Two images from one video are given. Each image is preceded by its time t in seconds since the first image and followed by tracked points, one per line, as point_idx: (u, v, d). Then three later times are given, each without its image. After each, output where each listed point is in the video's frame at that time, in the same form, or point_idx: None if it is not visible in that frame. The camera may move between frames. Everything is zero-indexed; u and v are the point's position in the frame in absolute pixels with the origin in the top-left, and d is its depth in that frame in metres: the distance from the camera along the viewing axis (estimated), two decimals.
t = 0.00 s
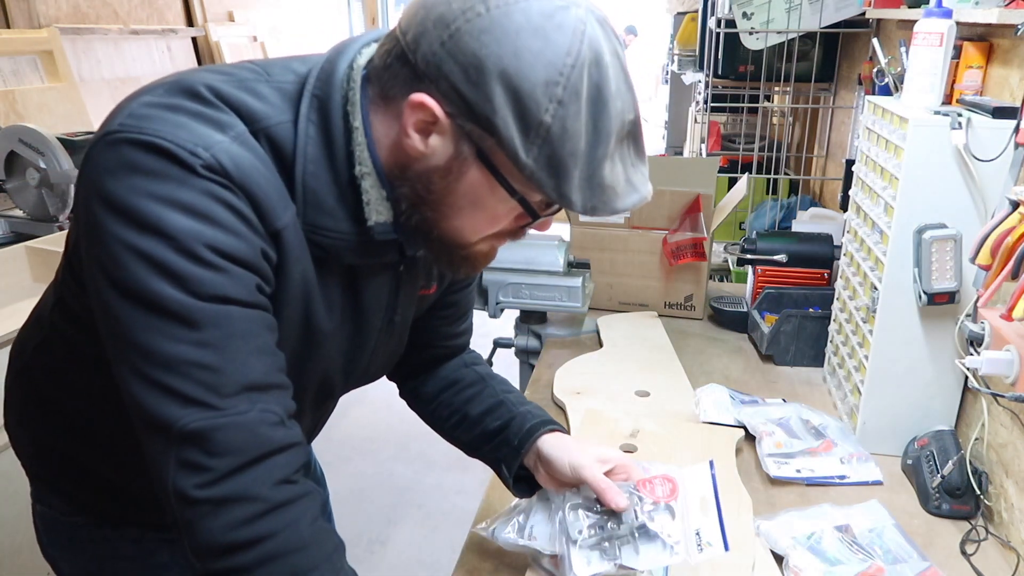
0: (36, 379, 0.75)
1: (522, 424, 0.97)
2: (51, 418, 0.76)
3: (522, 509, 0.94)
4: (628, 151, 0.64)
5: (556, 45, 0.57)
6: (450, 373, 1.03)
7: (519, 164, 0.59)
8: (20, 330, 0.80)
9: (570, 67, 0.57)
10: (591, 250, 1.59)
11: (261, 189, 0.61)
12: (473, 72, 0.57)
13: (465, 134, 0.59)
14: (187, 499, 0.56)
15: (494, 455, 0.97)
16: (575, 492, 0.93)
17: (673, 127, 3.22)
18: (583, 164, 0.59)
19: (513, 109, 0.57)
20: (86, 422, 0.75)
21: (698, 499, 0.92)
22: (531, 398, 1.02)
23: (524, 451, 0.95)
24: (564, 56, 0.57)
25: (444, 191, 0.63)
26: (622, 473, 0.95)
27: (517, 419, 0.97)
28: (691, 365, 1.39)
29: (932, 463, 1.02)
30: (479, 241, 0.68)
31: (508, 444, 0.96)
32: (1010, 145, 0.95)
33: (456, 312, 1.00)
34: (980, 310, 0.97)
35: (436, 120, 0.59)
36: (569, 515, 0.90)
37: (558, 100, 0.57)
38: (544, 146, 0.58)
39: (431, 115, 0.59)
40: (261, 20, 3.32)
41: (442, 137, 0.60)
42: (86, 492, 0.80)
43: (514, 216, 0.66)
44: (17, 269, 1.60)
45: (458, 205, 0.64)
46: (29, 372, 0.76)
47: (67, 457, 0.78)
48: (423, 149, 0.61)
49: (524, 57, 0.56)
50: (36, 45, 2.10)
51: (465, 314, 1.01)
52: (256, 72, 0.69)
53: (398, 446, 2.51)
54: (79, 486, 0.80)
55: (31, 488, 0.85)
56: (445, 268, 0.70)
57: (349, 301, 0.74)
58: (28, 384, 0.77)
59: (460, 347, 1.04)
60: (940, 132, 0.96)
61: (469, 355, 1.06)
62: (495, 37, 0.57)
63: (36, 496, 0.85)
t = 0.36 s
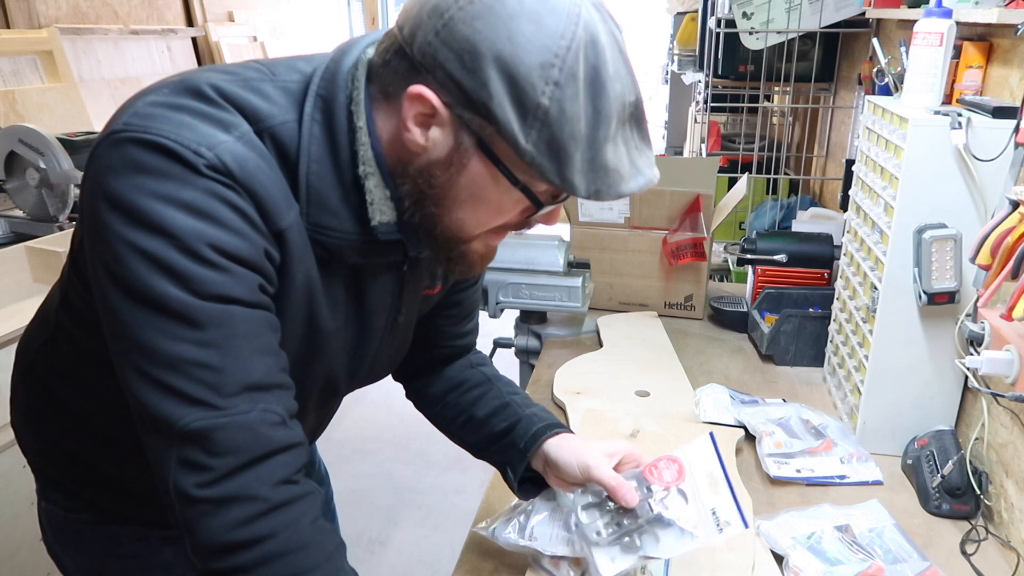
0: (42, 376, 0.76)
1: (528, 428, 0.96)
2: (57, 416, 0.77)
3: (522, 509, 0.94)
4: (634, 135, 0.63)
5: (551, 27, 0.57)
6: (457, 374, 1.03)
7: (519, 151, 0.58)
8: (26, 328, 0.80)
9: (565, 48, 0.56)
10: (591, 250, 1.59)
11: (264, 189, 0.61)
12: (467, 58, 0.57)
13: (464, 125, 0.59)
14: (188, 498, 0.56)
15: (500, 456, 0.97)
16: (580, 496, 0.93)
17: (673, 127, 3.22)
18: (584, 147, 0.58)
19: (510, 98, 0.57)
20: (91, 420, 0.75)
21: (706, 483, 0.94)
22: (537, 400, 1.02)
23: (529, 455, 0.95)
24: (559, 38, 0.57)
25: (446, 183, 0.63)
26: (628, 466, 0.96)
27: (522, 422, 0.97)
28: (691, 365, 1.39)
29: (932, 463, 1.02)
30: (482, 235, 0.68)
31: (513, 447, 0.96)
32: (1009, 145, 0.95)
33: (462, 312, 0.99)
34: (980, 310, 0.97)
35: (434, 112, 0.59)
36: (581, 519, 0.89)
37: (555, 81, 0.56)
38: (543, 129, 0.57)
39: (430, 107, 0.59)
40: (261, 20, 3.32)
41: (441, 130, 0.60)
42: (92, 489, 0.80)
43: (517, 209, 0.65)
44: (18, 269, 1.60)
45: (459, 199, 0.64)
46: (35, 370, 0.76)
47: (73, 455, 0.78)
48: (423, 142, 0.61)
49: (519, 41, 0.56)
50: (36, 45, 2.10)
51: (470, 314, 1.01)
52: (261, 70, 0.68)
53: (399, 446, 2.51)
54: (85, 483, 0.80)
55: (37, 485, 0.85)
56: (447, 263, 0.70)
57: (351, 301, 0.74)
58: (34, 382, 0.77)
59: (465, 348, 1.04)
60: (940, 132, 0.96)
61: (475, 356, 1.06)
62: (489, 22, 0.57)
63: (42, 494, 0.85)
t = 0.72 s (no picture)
0: (37, 375, 0.76)
1: (558, 412, 0.95)
2: (50, 415, 0.77)
3: (521, 509, 0.94)
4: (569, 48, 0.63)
5: None
6: (471, 394, 1.00)
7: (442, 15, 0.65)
8: (22, 326, 0.80)
9: None
10: (591, 250, 1.59)
11: (266, 187, 0.61)
12: None
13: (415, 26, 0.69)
14: (185, 496, 0.56)
15: (540, 457, 0.94)
16: (593, 507, 0.92)
17: (673, 128, 3.23)
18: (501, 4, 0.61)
19: None
20: (85, 419, 0.75)
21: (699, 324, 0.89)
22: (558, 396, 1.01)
23: (568, 437, 0.92)
24: None
25: (393, 79, 0.68)
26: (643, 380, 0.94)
27: (551, 410, 0.95)
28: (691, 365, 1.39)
29: (932, 462, 1.02)
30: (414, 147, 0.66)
31: (548, 436, 0.93)
32: (1010, 145, 0.95)
33: (469, 327, 0.99)
34: (980, 310, 0.97)
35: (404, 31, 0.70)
36: (597, 529, 0.88)
37: None
38: None
39: (403, 28, 0.70)
40: (261, 20, 3.33)
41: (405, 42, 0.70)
42: (80, 487, 0.80)
43: (447, 112, 0.65)
44: (18, 270, 1.60)
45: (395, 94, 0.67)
46: (31, 368, 0.77)
47: (64, 454, 0.78)
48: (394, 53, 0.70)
49: None
50: (36, 45, 2.10)
51: (478, 331, 1.01)
52: (272, 70, 0.70)
53: (399, 446, 2.51)
54: (75, 481, 0.80)
55: (29, 484, 0.85)
56: (371, 188, 0.66)
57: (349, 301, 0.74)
58: (29, 380, 0.77)
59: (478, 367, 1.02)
60: (940, 131, 0.96)
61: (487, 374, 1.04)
62: None
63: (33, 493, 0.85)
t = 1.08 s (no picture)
0: (27, 380, 0.76)
1: (559, 419, 0.95)
2: (40, 420, 0.77)
3: (521, 510, 0.94)
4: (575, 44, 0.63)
5: None
6: (468, 399, 1.00)
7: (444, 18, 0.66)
8: (12, 333, 0.80)
9: None
10: (591, 250, 1.59)
11: (267, 189, 0.61)
12: None
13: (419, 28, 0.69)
14: (183, 500, 0.56)
15: (539, 464, 0.94)
16: (593, 506, 0.92)
17: (673, 127, 3.23)
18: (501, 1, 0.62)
19: None
20: (76, 424, 0.75)
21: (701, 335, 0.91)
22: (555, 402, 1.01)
23: (569, 445, 0.92)
24: None
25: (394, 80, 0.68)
26: (643, 388, 0.96)
27: (551, 417, 0.96)
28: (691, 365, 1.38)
29: (932, 463, 1.02)
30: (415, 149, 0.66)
31: (549, 443, 0.93)
32: (1010, 145, 0.95)
33: (465, 333, 0.99)
34: (980, 310, 0.97)
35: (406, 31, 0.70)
36: (597, 529, 0.88)
37: None
38: None
39: (406, 29, 0.70)
40: (261, 20, 3.33)
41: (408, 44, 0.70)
42: (76, 493, 0.80)
43: (447, 114, 0.65)
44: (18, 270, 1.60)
45: (398, 98, 0.67)
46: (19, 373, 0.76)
47: (54, 459, 0.78)
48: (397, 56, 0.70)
49: None
50: (36, 45, 2.10)
51: (473, 337, 1.01)
52: (274, 73, 0.70)
53: (398, 446, 2.51)
54: (66, 486, 0.80)
55: (20, 490, 0.85)
56: (369, 189, 0.66)
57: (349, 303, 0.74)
58: (18, 385, 0.77)
59: (474, 372, 1.02)
60: (940, 131, 0.96)
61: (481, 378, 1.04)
62: None
63: (24, 499, 0.85)
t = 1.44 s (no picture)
0: (25, 381, 0.76)
1: (559, 413, 0.95)
2: (38, 422, 0.77)
3: (521, 510, 0.94)
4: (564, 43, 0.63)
5: None
6: (467, 396, 1.00)
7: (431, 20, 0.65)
8: (8, 335, 0.80)
9: None
10: (592, 250, 1.59)
11: (261, 189, 0.61)
12: None
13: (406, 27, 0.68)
14: (180, 502, 0.56)
15: (540, 458, 0.94)
16: (592, 506, 0.92)
17: (673, 127, 3.23)
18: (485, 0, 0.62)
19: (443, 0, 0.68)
20: (73, 425, 0.75)
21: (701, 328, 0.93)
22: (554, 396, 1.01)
23: (569, 438, 0.92)
24: None
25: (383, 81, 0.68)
26: (641, 380, 0.95)
27: (551, 410, 0.96)
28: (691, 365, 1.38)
29: (932, 463, 1.02)
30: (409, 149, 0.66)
31: (549, 439, 0.93)
32: (1009, 145, 0.95)
33: (462, 328, 0.98)
34: (980, 310, 0.97)
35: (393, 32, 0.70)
36: (597, 529, 0.88)
37: None
38: None
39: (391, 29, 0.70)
40: (261, 20, 3.33)
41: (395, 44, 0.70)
42: (73, 495, 0.80)
43: (440, 113, 0.65)
44: (18, 270, 1.60)
45: (387, 98, 0.67)
46: (16, 374, 0.76)
47: (53, 460, 0.78)
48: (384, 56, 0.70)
49: None
50: (36, 45, 2.10)
51: (471, 330, 1.00)
52: (264, 73, 0.69)
53: (399, 446, 2.51)
54: (64, 488, 0.80)
55: (18, 491, 0.85)
56: (365, 190, 0.66)
57: (345, 305, 0.74)
58: (15, 386, 0.77)
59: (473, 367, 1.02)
60: (940, 131, 0.96)
61: (481, 374, 1.03)
62: None
63: (23, 500, 0.85)
